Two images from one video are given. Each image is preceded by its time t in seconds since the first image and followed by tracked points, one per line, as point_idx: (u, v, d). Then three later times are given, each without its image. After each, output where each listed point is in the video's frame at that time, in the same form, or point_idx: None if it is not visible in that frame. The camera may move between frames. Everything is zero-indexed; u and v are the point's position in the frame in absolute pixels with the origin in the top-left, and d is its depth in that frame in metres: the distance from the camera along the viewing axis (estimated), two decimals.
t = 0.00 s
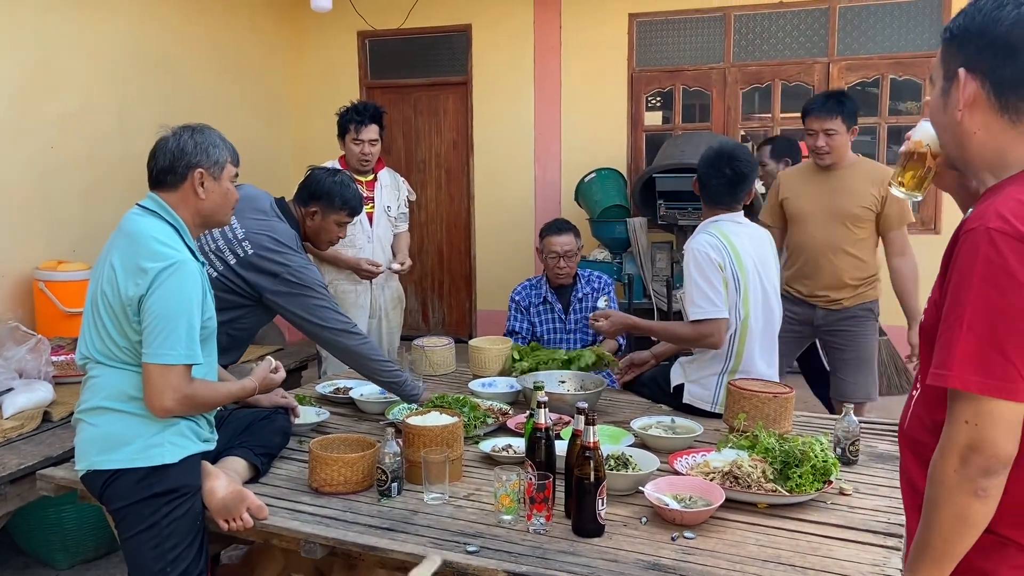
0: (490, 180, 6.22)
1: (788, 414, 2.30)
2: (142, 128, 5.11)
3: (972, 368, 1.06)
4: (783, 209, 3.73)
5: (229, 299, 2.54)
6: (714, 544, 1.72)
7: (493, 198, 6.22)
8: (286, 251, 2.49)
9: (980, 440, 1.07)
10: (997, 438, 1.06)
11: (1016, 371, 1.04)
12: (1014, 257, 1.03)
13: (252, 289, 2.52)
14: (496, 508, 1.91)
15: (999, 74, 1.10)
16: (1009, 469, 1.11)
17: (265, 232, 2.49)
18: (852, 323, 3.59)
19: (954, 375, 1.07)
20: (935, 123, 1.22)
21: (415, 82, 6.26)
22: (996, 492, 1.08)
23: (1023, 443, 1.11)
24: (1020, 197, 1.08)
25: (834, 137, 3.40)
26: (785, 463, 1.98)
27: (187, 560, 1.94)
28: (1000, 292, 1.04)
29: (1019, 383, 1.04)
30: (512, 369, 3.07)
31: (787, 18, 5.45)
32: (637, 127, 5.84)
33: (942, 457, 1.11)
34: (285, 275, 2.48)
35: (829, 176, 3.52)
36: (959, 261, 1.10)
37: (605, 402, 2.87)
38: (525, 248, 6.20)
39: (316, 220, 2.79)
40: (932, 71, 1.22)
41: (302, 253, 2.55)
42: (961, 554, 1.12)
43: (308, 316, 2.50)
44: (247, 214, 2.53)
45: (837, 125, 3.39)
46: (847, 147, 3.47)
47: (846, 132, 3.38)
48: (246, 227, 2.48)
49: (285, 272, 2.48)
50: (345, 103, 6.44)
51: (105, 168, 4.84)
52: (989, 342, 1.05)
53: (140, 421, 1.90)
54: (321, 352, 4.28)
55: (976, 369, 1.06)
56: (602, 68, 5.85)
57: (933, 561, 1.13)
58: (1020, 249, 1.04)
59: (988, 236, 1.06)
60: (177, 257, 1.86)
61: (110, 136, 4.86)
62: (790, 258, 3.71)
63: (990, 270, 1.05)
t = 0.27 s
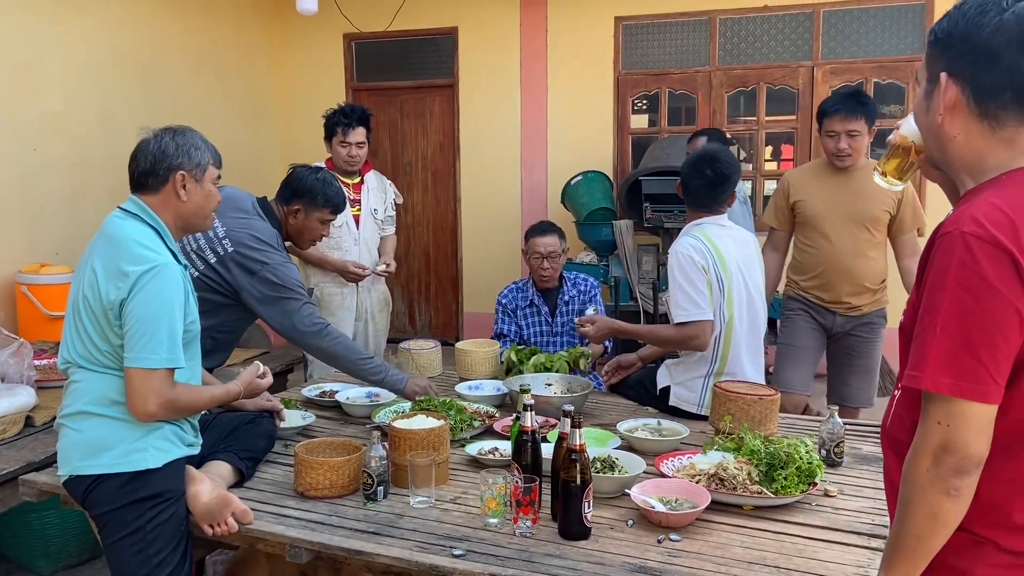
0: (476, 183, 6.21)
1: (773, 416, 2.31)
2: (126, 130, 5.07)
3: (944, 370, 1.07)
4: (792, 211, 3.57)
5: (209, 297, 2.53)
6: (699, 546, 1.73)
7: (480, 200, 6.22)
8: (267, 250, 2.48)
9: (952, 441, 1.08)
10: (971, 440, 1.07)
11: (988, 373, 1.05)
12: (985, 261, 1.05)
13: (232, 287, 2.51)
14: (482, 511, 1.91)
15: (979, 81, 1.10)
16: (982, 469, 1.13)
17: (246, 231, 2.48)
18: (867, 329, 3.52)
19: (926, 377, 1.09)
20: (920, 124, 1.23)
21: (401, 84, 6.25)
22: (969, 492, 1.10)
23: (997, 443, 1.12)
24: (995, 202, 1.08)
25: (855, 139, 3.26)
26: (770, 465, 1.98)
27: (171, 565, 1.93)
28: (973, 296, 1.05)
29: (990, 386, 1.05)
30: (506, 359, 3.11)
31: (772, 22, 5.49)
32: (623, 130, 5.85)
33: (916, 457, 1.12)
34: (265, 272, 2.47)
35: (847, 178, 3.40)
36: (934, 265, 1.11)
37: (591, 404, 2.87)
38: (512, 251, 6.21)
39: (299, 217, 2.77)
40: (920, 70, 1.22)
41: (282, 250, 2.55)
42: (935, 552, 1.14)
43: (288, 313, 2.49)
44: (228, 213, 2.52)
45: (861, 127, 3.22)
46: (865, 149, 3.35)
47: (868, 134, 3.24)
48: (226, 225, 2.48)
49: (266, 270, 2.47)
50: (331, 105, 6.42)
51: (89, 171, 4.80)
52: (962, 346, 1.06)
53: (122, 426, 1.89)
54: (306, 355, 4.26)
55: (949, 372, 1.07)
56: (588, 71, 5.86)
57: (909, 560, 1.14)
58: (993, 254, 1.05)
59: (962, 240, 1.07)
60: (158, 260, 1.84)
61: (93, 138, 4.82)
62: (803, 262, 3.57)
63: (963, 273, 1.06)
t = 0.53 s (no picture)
0: (458, 186, 6.21)
1: (753, 418, 2.32)
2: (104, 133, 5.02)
3: (916, 374, 1.09)
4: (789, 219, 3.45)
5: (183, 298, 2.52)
6: (680, 549, 1.73)
7: (462, 203, 6.22)
8: (237, 246, 2.48)
9: (925, 444, 1.09)
10: (943, 443, 1.09)
11: (958, 377, 1.07)
12: (954, 265, 1.06)
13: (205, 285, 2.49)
14: (464, 515, 1.90)
15: (954, 89, 1.12)
16: (954, 471, 1.14)
17: (219, 228, 2.49)
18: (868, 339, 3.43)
19: (898, 380, 1.10)
20: (897, 128, 1.24)
21: (383, 87, 6.23)
22: (941, 494, 1.11)
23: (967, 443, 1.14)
24: (964, 208, 1.10)
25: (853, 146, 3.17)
26: (750, 467, 2.00)
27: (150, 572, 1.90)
28: (943, 302, 1.07)
29: (960, 389, 1.07)
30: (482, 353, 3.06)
31: (751, 28, 5.54)
32: (604, 134, 5.88)
33: (890, 459, 1.13)
34: (237, 269, 2.46)
35: (843, 185, 3.31)
36: (905, 270, 1.13)
37: (573, 408, 2.88)
38: (494, 254, 6.21)
39: (274, 212, 2.75)
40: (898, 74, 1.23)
41: (254, 247, 2.54)
42: (910, 553, 1.15)
43: (262, 311, 2.47)
44: (202, 212, 2.52)
45: (861, 133, 3.14)
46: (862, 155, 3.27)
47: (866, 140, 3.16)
48: (198, 223, 2.47)
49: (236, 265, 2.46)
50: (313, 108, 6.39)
51: (66, 173, 4.74)
52: (933, 350, 1.08)
53: (99, 431, 1.87)
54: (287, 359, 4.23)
55: (921, 376, 1.08)
56: (570, 75, 5.88)
57: (884, 560, 1.16)
58: (962, 260, 1.06)
59: (932, 246, 1.08)
60: (135, 263, 1.83)
61: (71, 140, 4.76)
62: (802, 272, 3.44)
63: (933, 277, 1.08)
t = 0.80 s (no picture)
0: (437, 189, 6.20)
1: (729, 420, 2.33)
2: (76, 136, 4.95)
3: (887, 377, 1.10)
4: (784, 233, 3.29)
5: (155, 303, 2.49)
6: (656, 551, 1.74)
7: (440, 207, 6.20)
8: (209, 251, 2.44)
9: (896, 446, 1.10)
10: (913, 445, 1.10)
11: (929, 380, 1.08)
12: (925, 270, 1.07)
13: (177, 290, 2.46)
14: (440, 519, 1.89)
15: (926, 94, 1.12)
16: (925, 473, 1.15)
17: (190, 232, 2.45)
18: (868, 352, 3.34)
19: (870, 385, 1.11)
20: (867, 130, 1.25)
21: (360, 90, 6.21)
22: (911, 495, 1.12)
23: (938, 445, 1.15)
24: (934, 212, 1.11)
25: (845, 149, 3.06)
26: (725, 468, 2.01)
27: None
28: (914, 305, 1.08)
29: (931, 392, 1.08)
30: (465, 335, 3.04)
31: (727, 33, 5.58)
32: (582, 137, 5.90)
33: (861, 461, 1.14)
34: (208, 275, 2.43)
35: (836, 191, 3.17)
36: (877, 274, 1.14)
37: (551, 411, 2.87)
38: (472, 257, 6.20)
39: (244, 216, 2.73)
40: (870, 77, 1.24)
41: (227, 252, 2.51)
42: (882, 554, 1.16)
43: (233, 316, 2.45)
44: (172, 216, 2.48)
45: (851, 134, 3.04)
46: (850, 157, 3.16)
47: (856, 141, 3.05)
48: (168, 228, 2.44)
49: (206, 270, 2.43)
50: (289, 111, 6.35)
51: (37, 176, 4.68)
52: (904, 354, 1.09)
53: (68, 437, 1.83)
54: (263, 364, 4.19)
55: (892, 379, 1.09)
56: (547, 79, 5.89)
57: (855, 561, 1.17)
58: (932, 264, 1.07)
59: (903, 250, 1.09)
60: (103, 266, 1.80)
61: (42, 143, 4.70)
62: (808, 288, 3.25)
63: (905, 283, 1.09)
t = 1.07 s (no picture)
0: (413, 192, 6.17)
1: (702, 423, 2.34)
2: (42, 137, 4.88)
3: (855, 384, 1.09)
4: (784, 239, 3.15)
5: (127, 316, 2.42)
6: (628, 555, 1.73)
7: (417, 210, 6.18)
8: (189, 267, 2.40)
9: (863, 451, 1.11)
10: (880, 449, 1.10)
11: (897, 386, 1.08)
12: (893, 276, 1.07)
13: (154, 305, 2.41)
14: (412, 526, 1.87)
15: (895, 100, 1.13)
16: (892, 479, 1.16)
17: (167, 246, 2.40)
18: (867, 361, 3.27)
19: (839, 391, 1.11)
20: (835, 134, 1.25)
21: (336, 92, 6.16)
22: (879, 499, 1.12)
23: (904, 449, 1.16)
24: (901, 218, 1.11)
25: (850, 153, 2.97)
26: (698, 472, 2.02)
27: None
28: (882, 312, 1.08)
29: (898, 398, 1.08)
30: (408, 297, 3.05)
31: (702, 37, 5.62)
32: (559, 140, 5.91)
33: (830, 465, 1.14)
34: (189, 291, 2.39)
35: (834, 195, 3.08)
36: (844, 281, 1.13)
37: (526, 415, 2.86)
38: (449, 260, 6.18)
39: (223, 231, 2.70)
40: (840, 80, 1.24)
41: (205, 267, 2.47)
42: (850, 558, 1.16)
43: (213, 335, 2.42)
44: (147, 228, 2.42)
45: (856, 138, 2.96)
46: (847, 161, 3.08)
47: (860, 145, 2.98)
48: (146, 241, 2.38)
49: (187, 288, 2.39)
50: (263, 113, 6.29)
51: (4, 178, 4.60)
52: (873, 360, 1.09)
53: (31, 445, 1.79)
54: (235, 369, 4.14)
55: (861, 386, 1.09)
56: (524, 82, 5.89)
57: (824, 566, 1.17)
58: (900, 270, 1.07)
59: (871, 256, 1.09)
60: (69, 271, 1.76)
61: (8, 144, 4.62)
62: (811, 296, 3.13)
63: (873, 289, 1.08)
